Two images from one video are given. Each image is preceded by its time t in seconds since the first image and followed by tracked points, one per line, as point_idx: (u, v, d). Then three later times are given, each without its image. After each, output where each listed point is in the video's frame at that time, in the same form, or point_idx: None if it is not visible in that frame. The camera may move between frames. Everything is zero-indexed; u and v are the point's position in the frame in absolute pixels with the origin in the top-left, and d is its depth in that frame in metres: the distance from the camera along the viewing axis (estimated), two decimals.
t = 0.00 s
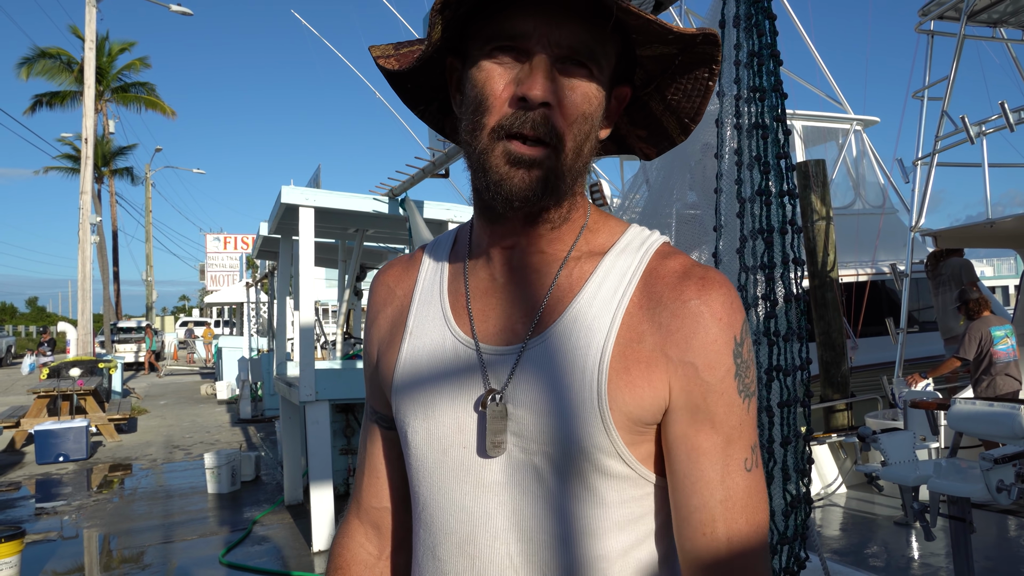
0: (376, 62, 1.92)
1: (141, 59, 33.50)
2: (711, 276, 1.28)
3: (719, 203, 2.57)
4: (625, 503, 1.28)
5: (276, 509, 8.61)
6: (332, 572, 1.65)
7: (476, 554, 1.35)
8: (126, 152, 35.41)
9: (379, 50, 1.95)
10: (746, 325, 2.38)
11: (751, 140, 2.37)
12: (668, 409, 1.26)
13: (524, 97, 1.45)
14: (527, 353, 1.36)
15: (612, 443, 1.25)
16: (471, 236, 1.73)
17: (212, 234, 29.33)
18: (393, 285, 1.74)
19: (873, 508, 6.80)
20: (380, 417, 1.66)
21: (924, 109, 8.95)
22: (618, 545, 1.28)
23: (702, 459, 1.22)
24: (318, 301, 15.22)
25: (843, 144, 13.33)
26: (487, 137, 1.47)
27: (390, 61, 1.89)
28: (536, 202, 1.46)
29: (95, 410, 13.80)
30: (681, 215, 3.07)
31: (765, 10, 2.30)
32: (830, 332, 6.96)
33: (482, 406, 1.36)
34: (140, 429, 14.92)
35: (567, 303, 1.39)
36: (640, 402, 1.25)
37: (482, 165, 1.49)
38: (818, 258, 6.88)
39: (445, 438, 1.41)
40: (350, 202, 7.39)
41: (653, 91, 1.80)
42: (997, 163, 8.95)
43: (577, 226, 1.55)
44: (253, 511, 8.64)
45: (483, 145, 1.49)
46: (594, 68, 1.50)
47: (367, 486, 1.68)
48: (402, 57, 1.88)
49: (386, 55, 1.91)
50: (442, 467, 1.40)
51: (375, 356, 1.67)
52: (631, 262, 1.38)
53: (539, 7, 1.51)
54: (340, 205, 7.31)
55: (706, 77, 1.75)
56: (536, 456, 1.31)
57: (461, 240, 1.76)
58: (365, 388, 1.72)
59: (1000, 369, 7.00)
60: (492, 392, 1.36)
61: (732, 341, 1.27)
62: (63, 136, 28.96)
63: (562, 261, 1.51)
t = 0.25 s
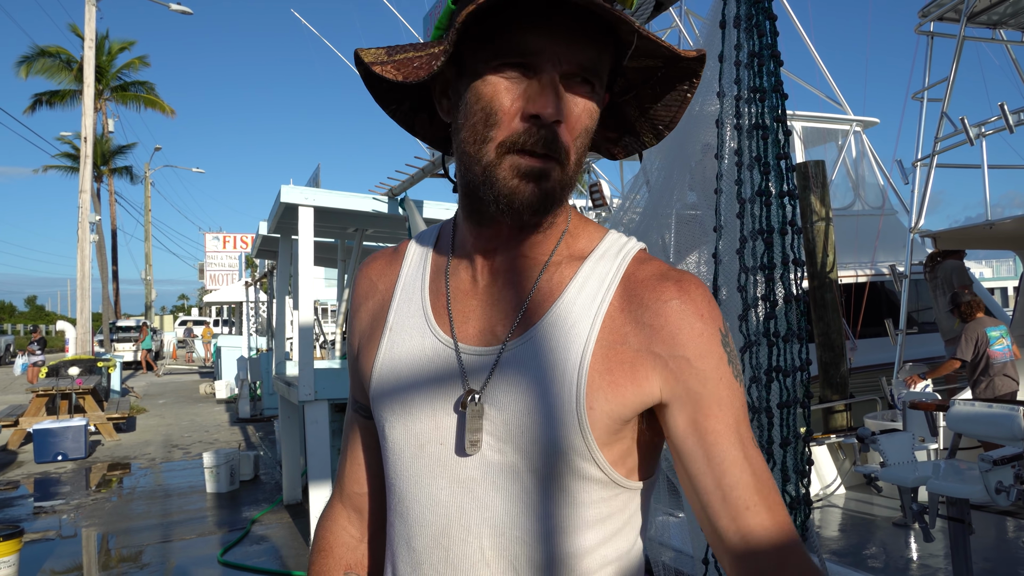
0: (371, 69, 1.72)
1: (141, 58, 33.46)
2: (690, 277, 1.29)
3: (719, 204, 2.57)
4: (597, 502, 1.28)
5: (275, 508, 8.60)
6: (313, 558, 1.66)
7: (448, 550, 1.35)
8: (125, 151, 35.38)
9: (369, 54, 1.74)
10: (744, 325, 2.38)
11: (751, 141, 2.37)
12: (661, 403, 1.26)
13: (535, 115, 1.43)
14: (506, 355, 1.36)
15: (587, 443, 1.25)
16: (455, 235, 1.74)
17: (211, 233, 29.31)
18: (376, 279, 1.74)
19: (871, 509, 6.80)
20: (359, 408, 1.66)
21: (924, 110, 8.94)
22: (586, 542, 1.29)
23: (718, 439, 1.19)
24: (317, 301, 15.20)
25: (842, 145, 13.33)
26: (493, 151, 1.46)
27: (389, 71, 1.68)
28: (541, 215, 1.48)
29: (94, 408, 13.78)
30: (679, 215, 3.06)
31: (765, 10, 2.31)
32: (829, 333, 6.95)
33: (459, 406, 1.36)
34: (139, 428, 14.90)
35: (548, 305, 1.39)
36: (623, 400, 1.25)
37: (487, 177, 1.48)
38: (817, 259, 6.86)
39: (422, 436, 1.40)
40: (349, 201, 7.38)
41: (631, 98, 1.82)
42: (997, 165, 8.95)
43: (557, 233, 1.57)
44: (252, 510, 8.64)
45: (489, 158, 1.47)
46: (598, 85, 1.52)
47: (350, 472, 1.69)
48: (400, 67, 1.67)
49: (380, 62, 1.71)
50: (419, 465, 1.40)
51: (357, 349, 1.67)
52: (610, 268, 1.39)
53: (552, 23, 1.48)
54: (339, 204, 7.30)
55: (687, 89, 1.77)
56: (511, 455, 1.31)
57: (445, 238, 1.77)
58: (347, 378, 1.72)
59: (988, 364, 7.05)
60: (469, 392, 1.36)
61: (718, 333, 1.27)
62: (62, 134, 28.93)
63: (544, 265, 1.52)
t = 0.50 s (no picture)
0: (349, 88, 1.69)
1: (140, 57, 33.40)
2: (670, 275, 1.37)
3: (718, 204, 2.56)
4: (588, 500, 1.31)
5: (273, 508, 8.59)
6: (285, 564, 1.64)
7: (445, 553, 1.35)
8: (124, 149, 35.31)
9: (347, 71, 1.71)
10: (743, 325, 2.37)
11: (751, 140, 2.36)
12: (658, 391, 1.32)
13: (516, 128, 1.43)
14: (498, 360, 1.38)
15: (582, 443, 1.28)
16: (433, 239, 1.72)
17: (210, 232, 29.27)
18: (353, 285, 1.71)
19: (870, 509, 6.81)
20: (339, 414, 1.64)
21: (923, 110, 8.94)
22: (577, 539, 1.32)
23: (718, 422, 1.26)
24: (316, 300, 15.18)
25: (841, 145, 13.33)
26: (475, 164, 1.47)
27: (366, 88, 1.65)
28: (523, 226, 1.50)
29: (92, 408, 13.76)
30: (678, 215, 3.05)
31: (766, 10, 2.30)
32: (828, 333, 6.95)
33: (454, 415, 1.36)
34: (138, 428, 14.88)
35: (538, 307, 1.42)
36: (618, 393, 1.30)
37: (470, 193, 1.48)
38: (816, 259, 6.86)
39: (415, 442, 1.40)
40: (347, 200, 7.37)
41: (607, 101, 1.81)
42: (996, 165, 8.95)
43: (539, 237, 1.58)
44: (251, 510, 8.63)
45: (470, 171, 1.48)
46: (575, 95, 1.51)
47: (324, 479, 1.67)
48: (379, 84, 1.64)
49: (358, 80, 1.67)
50: (412, 471, 1.39)
51: (336, 356, 1.65)
52: (593, 270, 1.42)
53: (529, 36, 1.47)
54: (338, 204, 7.29)
55: (662, 91, 1.76)
56: (506, 459, 1.32)
57: (422, 242, 1.75)
58: (321, 385, 1.69)
59: (982, 364, 7.08)
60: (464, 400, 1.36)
61: (703, 324, 1.36)
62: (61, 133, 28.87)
63: (529, 269, 1.54)
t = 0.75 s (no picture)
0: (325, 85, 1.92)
1: (139, 56, 33.34)
2: (662, 285, 1.38)
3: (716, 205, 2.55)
4: (582, 502, 1.33)
5: (271, 509, 8.58)
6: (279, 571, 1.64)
7: (441, 558, 1.36)
8: (123, 149, 35.25)
9: (327, 69, 1.93)
10: (741, 327, 2.36)
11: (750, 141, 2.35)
12: (635, 412, 1.33)
13: (455, 121, 1.45)
14: (487, 365, 1.38)
15: (573, 449, 1.29)
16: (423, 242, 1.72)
17: (208, 232, 29.27)
18: (346, 290, 1.70)
19: (868, 510, 6.81)
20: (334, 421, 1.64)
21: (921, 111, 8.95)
22: (575, 540, 1.33)
23: (678, 447, 1.32)
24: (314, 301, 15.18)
25: (840, 145, 13.35)
26: (422, 157, 1.48)
27: (334, 83, 1.87)
28: (472, 218, 1.47)
29: (90, 408, 13.74)
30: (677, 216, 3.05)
31: (764, 11, 2.31)
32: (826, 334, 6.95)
33: (444, 418, 1.37)
34: (136, 428, 14.86)
35: (529, 311, 1.42)
36: (605, 409, 1.30)
37: (420, 185, 1.50)
38: (815, 260, 6.85)
39: (408, 447, 1.40)
40: (344, 200, 7.37)
41: (599, 107, 1.81)
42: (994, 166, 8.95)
43: (527, 240, 1.58)
44: (249, 510, 8.63)
45: (419, 165, 1.49)
46: (529, 91, 1.51)
47: (320, 487, 1.66)
48: (345, 79, 1.86)
49: (331, 76, 1.88)
50: (406, 477, 1.40)
51: (329, 361, 1.63)
52: (585, 273, 1.42)
53: (468, 32, 1.51)
54: (335, 204, 7.28)
55: (649, 96, 1.75)
56: (498, 463, 1.33)
57: (414, 244, 1.74)
58: (317, 390, 1.68)
59: (983, 364, 7.05)
60: (453, 405, 1.37)
61: (687, 344, 1.37)
62: (60, 133, 28.81)
63: (519, 272, 1.54)
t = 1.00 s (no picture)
0: (333, 71, 1.93)
1: (138, 57, 33.34)
2: (673, 282, 1.34)
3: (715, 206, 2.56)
4: (592, 506, 1.31)
5: (270, 509, 8.58)
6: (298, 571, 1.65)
7: (447, 559, 1.36)
8: (121, 149, 35.24)
9: (337, 58, 1.96)
10: (740, 327, 2.37)
11: (748, 143, 2.35)
12: (635, 414, 1.30)
13: (478, 111, 1.44)
14: (492, 363, 1.38)
15: (578, 451, 1.28)
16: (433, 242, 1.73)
17: (207, 232, 29.28)
18: (358, 290, 1.72)
19: (866, 511, 6.82)
20: (346, 422, 1.66)
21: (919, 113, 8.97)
22: (584, 545, 1.31)
23: (670, 455, 1.27)
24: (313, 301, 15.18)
25: (838, 147, 13.37)
26: (443, 148, 1.47)
27: (345, 70, 1.89)
28: (492, 212, 1.46)
29: (88, 408, 13.73)
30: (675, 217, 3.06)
31: (762, 13, 2.33)
32: (824, 335, 6.94)
33: (447, 418, 1.37)
34: (134, 429, 14.85)
35: (534, 309, 1.41)
36: (606, 410, 1.27)
37: (439, 177, 1.49)
38: (813, 261, 6.86)
39: (413, 448, 1.41)
40: (344, 202, 7.37)
41: (609, 105, 1.81)
42: (992, 168, 8.97)
43: (536, 236, 1.58)
44: (247, 511, 8.62)
45: (438, 156, 1.49)
46: (549, 84, 1.52)
47: (335, 487, 1.68)
48: (357, 67, 1.89)
49: (342, 64, 1.92)
50: (412, 477, 1.40)
51: (341, 361, 1.65)
52: (592, 270, 1.41)
53: (494, 21, 1.52)
54: (334, 204, 7.28)
55: (662, 94, 1.77)
56: (502, 464, 1.33)
57: (424, 246, 1.76)
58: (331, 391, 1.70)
59: (981, 367, 7.07)
60: (456, 404, 1.37)
61: (695, 346, 1.33)
62: (58, 133, 28.79)
63: (526, 269, 1.53)
